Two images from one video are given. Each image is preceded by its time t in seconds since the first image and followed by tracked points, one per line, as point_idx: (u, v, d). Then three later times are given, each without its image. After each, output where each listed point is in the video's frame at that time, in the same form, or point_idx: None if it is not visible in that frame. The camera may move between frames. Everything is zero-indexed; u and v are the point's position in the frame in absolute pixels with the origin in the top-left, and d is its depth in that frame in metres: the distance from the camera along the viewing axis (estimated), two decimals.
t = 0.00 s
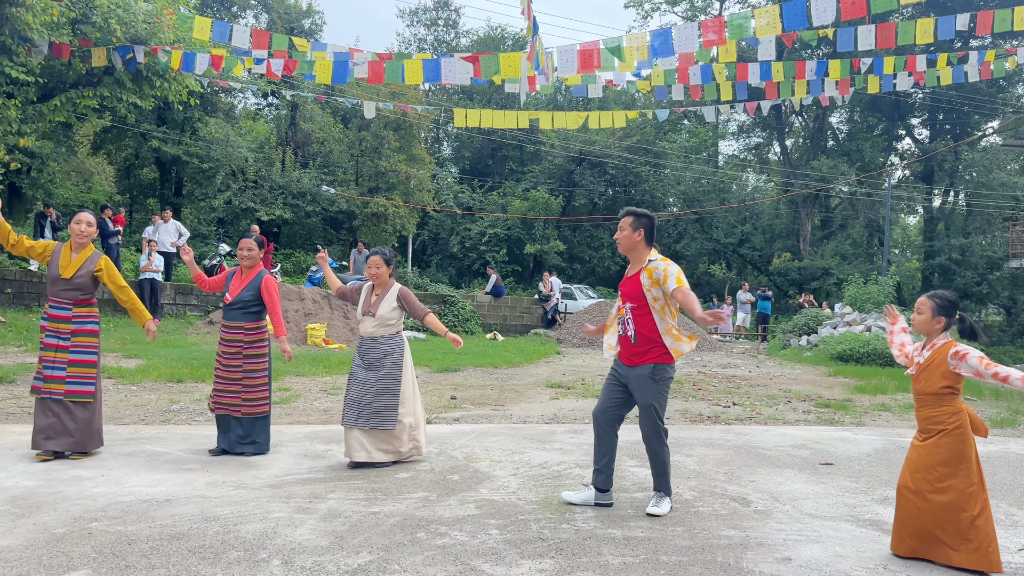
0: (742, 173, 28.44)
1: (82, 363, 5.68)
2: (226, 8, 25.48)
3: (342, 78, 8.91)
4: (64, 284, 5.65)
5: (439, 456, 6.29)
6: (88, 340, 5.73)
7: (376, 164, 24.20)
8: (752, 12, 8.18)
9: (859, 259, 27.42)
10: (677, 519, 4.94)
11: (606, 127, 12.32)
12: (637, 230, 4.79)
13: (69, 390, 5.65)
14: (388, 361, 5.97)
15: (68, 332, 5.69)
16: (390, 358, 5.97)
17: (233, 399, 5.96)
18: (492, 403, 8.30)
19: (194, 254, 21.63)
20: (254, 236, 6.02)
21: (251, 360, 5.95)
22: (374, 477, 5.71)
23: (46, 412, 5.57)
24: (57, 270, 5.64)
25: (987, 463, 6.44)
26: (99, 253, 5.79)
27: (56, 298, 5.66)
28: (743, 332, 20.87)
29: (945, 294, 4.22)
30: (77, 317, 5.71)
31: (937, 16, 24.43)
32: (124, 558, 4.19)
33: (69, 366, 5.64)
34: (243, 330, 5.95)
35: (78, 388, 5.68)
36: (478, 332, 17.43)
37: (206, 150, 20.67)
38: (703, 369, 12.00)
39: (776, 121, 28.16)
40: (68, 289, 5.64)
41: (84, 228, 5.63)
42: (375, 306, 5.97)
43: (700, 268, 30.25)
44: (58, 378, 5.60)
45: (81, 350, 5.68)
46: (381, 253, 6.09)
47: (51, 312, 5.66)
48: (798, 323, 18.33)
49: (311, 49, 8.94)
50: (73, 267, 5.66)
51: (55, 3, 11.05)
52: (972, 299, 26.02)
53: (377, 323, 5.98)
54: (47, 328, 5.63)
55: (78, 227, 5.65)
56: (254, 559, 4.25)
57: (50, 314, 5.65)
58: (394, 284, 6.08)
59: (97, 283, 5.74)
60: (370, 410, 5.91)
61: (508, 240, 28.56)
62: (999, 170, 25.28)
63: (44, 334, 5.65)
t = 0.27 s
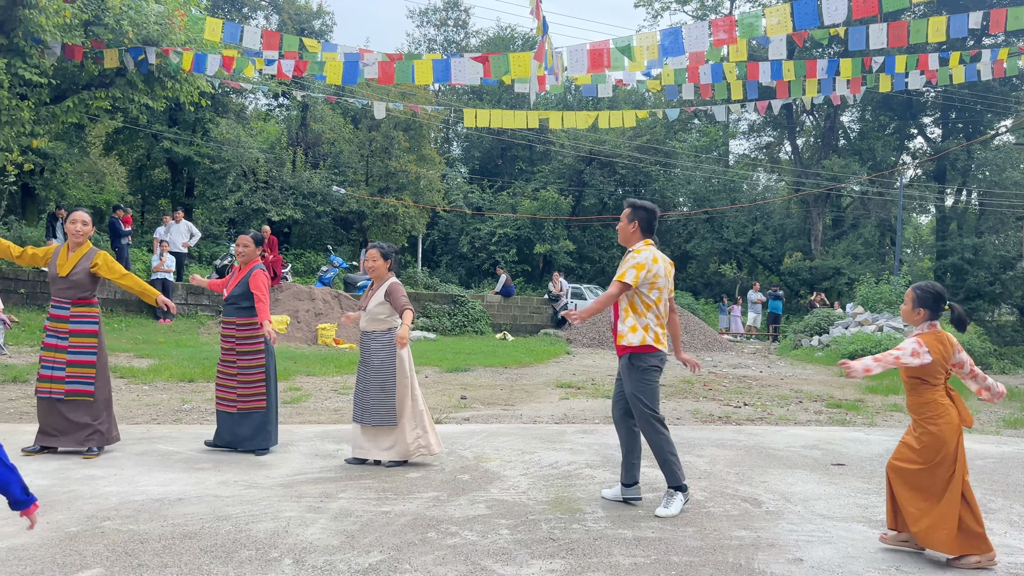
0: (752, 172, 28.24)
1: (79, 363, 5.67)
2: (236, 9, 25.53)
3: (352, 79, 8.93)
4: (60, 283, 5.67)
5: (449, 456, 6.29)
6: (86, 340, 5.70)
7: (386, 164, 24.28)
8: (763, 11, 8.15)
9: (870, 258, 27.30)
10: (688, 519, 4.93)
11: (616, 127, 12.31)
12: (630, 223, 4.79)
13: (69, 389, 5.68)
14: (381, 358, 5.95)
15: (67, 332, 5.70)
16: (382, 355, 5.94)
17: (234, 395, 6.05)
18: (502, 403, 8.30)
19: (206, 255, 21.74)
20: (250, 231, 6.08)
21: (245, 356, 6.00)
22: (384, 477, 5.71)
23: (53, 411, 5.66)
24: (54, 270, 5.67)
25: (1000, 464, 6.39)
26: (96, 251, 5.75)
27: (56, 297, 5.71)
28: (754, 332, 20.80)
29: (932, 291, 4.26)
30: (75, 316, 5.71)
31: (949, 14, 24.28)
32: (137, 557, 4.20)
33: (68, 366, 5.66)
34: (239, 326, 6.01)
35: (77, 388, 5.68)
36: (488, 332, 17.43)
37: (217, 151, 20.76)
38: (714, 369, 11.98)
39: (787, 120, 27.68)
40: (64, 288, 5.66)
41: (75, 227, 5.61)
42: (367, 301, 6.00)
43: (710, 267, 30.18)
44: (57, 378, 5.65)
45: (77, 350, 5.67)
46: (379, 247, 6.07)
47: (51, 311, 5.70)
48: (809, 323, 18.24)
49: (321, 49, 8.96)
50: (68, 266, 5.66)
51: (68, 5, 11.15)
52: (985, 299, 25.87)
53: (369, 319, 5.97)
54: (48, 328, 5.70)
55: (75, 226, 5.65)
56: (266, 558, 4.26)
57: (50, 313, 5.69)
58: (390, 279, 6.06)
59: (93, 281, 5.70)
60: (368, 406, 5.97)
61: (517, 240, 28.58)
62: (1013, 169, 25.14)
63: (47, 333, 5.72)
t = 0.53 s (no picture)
0: (764, 172, 28.21)
1: (67, 363, 5.56)
2: (248, 10, 25.52)
3: (363, 79, 8.94)
4: (49, 284, 5.60)
5: (460, 456, 6.28)
6: (75, 340, 5.61)
7: (396, 164, 24.28)
8: (775, 10, 8.11)
9: (883, 259, 27.14)
10: (700, 520, 4.90)
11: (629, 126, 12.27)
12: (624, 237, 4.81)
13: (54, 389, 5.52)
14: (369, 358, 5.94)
15: (57, 332, 5.62)
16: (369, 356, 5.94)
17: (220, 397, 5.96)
18: (512, 403, 8.29)
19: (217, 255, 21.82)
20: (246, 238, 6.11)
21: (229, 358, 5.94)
22: (396, 477, 5.72)
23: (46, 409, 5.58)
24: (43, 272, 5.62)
25: (1015, 466, 6.34)
26: (85, 253, 5.70)
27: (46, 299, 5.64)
28: (765, 333, 20.72)
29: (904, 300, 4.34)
30: (65, 316, 5.63)
31: (963, 13, 24.13)
32: (150, 556, 4.22)
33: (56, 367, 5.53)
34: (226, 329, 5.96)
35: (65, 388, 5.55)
36: (498, 332, 17.42)
37: (228, 151, 20.89)
38: (726, 370, 11.92)
39: (799, 120, 27.50)
40: (53, 289, 5.58)
41: (64, 228, 5.56)
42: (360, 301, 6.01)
43: (722, 267, 30.06)
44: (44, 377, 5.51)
45: (67, 349, 5.56)
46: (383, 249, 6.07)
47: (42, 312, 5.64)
48: (821, 324, 18.16)
49: (332, 50, 8.98)
50: (56, 267, 5.60)
51: (80, 6, 11.26)
52: (999, 300, 25.69)
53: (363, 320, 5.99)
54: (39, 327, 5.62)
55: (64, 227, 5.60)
56: (278, 558, 4.27)
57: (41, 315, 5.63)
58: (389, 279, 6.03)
59: (81, 283, 5.65)
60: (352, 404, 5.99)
61: (528, 241, 28.56)
62: None
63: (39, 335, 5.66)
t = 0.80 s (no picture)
0: (777, 172, 28.07)
1: (64, 363, 5.66)
2: (261, 12, 25.65)
3: (376, 80, 8.95)
4: (48, 284, 5.70)
5: (472, 456, 6.28)
6: (72, 339, 5.71)
7: (408, 165, 24.25)
8: (789, 10, 8.07)
9: (897, 260, 26.97)
10: (713, 522, 4.88)
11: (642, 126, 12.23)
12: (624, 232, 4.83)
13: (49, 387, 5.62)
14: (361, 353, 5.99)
15: (57, 332, 5.74)
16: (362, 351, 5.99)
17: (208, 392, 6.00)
18: (523, 404, 8.28)
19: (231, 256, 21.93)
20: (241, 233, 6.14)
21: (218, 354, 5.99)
22: (408, 477, 5.72)
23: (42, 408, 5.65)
24: (42, 271, 5.71)
25: None
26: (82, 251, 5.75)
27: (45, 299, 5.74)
28: (778, 334, 20.61)
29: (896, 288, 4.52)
30: (63, 316, 5.72)
31: (978, 12, 23.97)
32: (163, 555, 4.24)
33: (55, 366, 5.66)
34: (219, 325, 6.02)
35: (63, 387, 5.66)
36: (509, 333, 17.41)
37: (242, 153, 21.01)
38: (739, 371, 11.87)
39: (812, 120, 27.52)
40: (50, 289, 5.67)
41: (61, 228, 5.61)
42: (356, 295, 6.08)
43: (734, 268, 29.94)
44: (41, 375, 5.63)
45: (64, 349, 5.67)
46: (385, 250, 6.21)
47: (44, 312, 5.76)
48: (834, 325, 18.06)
49: (345, 51, 9.00)
50: (53, 266, 5.67)
51: (95, 8, 11.36)
52: (1014, 301, 25.48)
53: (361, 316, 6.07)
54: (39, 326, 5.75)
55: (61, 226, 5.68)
56: (291, 557, 4.27)
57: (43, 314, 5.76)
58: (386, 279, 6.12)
59: (78, 282, 5.70)
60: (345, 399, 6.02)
61: (539, 241, 28.54)
62: None
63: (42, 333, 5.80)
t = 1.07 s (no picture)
0: (793, 173, 27.88)
1: (67, 365, 5.66)
2: (277, 15, 25.78)
3: (390, 82, 8.98)
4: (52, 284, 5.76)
5: (486, 457, 6.28)
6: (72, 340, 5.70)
7: (423, 167, 24.26)
8: (805, 10, 8.03)
9: (914, 261, 26.74)
10: (728, 525, 4.86)
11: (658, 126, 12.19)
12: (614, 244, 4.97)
13: (54, 389, 5.67)
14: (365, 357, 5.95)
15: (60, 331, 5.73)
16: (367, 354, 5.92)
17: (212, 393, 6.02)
18: (538, 405, 8.27)
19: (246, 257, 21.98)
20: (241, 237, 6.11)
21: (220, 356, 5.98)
22: (422, 477, 5.72)
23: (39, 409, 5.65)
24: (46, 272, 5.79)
25: None
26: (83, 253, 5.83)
27: (48, 298, 5.78)
28: (794, 335, 20.49)
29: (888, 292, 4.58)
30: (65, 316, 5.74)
31: (996, 11, 23.74)
32: (180, 554, 4.26)
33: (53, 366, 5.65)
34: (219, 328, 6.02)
35: (62, 387, 5.66)
36: (523, 334, 17.40)
37: (258, 154, 21.14)
38: (754, 373, 11.81)
39: (828, 120, 27.27)
40: (53, 289, 5.71)
41: (64, 229, 5.60)
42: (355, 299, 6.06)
43: (749, 270, 29.78)
44: (46, 377, 5.66)
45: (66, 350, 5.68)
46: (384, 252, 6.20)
47: (46, 311, 5.79)
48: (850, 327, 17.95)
49: (360, 53, 9.03)
50: (56, 266, 5.73)
51: (113, 10, 11.51)
52: None
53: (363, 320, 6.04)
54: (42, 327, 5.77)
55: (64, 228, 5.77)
56: (307, 557, 4.29)
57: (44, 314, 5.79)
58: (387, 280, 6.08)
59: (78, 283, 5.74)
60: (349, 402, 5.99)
61: (553, 242, 28.52)
62: None
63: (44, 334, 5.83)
